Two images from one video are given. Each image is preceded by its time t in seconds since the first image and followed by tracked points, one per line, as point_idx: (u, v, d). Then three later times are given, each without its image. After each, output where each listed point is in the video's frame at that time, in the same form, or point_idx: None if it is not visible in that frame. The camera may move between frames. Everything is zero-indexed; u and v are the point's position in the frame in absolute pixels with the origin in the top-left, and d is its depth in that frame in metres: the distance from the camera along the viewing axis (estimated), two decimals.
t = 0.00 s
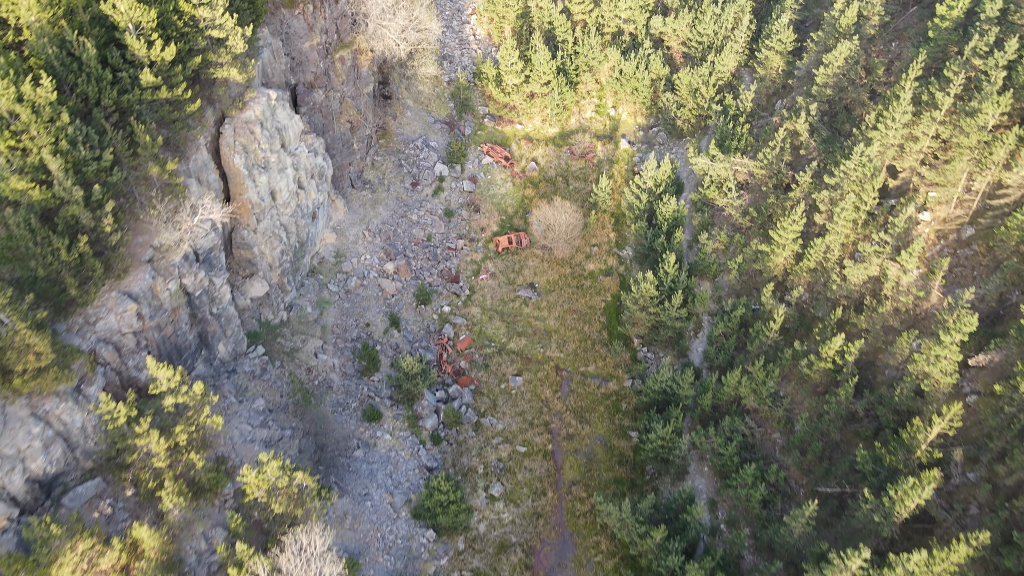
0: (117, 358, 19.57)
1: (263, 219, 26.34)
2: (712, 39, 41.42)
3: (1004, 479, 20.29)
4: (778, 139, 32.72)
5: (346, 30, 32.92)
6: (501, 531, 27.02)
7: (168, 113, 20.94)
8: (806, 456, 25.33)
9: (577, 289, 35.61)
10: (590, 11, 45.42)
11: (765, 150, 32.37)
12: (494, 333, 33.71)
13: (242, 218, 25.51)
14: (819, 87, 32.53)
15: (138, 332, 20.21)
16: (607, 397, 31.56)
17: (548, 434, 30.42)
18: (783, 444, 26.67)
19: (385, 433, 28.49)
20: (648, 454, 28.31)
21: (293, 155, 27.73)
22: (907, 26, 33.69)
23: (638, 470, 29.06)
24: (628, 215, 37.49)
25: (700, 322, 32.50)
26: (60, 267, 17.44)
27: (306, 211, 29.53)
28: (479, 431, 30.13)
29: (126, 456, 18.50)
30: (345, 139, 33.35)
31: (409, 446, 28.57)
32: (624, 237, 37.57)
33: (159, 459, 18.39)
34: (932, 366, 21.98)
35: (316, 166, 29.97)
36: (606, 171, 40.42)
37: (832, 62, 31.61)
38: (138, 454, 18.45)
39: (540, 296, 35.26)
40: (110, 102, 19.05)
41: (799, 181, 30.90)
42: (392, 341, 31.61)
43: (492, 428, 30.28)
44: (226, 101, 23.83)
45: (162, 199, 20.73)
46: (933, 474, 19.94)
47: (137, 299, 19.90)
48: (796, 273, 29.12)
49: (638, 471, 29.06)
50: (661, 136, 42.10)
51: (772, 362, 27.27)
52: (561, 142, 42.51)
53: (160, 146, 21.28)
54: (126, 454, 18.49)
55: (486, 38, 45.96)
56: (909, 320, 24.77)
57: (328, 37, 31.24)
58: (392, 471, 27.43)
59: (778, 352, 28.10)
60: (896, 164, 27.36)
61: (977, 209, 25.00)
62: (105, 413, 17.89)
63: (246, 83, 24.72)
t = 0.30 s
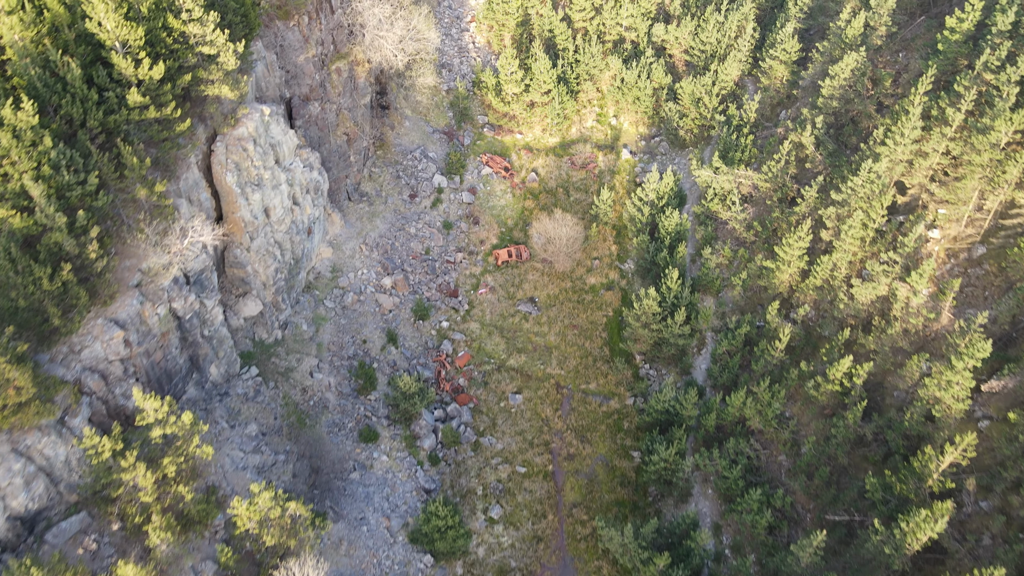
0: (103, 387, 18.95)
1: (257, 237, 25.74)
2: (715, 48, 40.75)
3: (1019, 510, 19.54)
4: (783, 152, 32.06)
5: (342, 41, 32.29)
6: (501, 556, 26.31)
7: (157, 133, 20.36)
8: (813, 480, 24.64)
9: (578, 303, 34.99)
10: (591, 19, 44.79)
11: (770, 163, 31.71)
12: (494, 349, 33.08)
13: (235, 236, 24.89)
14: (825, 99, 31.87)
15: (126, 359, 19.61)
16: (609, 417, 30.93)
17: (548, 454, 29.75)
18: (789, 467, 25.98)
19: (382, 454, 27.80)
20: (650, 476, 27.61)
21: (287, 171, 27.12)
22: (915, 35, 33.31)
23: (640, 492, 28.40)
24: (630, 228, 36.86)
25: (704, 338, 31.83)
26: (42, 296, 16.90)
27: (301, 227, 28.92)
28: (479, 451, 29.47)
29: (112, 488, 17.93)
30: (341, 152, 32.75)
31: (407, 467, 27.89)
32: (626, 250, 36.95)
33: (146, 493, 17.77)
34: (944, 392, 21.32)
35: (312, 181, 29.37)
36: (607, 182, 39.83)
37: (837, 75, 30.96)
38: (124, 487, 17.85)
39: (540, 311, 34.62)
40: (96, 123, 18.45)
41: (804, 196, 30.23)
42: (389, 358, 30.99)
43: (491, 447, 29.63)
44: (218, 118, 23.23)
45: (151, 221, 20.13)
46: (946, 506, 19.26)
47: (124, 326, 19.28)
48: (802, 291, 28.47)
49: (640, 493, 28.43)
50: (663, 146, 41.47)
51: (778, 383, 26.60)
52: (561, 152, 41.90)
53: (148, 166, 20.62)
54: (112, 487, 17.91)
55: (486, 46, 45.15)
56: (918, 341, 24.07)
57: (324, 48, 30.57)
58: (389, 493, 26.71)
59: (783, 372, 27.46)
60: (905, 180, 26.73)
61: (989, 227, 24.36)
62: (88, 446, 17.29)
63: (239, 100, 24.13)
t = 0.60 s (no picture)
0: (88, 417, 18.37)
1: (249, 255, 25.14)
2: (716, 56, 40.20)
3: None
4: (786, 164, 31.50)
5: (338, 51, 31.60)
6: None
7: (144, 154, 19.81)
8: (819, 504, 23.98)
9: (578, 318, 34.41)
10: (591, 26, 44.25)
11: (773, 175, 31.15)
12: (492, 365, 32.47)
13: (227, 255, 24.31)
14: (829, 110, 31.29)
15: (112, 387, 19.04)
16: (609, 435, 30.30)
17: (548, 474, 29.10)
18: (794, 489, 25.33)
19: (378, 475, 27.12)
20: (651, 497, 26.96)
21: (280, 187, 26.51)
22: (920, 45, 32.84)
23: (641, 513, 27.76)
24: (630, 239, 36.30)
25: (706, 354, 31.23)
26: (22, 327, 16.29)
27: (295, 243, 28.32)
28: (476, 471, 28.83)
29: (97, 523, 17.21)
30: (336, 165, 32.16)
31: (404, 489, 27.19)
32: (627, 262, 36.39)
33: (131, 528, 17.07)
34: (953, 417, 20.73)
35: (306, 196, 28.77)
36: (607, 193, 39.30)
37: (841, 85, 30.38)
38: (109, 522, 17.14)
39: (539, 325, 34.03)
40: (79, 145, 17.84)
41: (808, 209, 29.67)
42: (386, 375, 30.39)
43: (489, 467, 28.97)
44: (208, 136, 22.62)
45: (138, 245, 19.57)
46: (958, 536, 18.60)
47: (109, 354, 18.69)
48: (807, 307, 27.88)
49: (641, 514, 27.83)
50: (664, 155, 40.91)
51: (782, 403, 25.98)
52: (560, 162, 41.31)
53: (135, 186, 20.03)
54: (96, 521, 17.20)
55: (484, 54, 44.55)
56: (926, 362, 23.60)
57: (319, 60, 29.96)
58: (385, 516, 26.03)
59: (788, 391, 26.82)
60: (912, 196, 26.17)
61: (999, 246, 24.01)
62: (70, 481, 16.70)
63: (229, 116, 23.55)
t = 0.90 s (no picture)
0: (69, 450, 17.75)
1: (237, 275, 24.52)
2: (714, 63, 39.69)
3: None
4: (785, 175, 31.02)
5: (328, 63, 30.91)
6: None
7: (126, 176, 19.18)
8: (822, 527, 23.46)
9: (575, 332, 33.87)
10: (586, 33, 43.69)
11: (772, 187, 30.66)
12: (488, 382, 31.91)
13: (214, 276, 23.69)
14: (828, 120, 30.81)
15: (94, 418, 18.41)
16: (607, 453, 29.76)
17: (545, 493, 28.53)
18: (796, 510, 24.82)
19: (372, 497, 26.49)
20: (651, 518, 26.41)
21: (270, 204, 25.91)
22: (921, 53, 32.46)
23: (641, 534, 27.23)
24: (628, 251, 35.78)
25: (705, 370, 30.72)
26: None
27: (286, 260, 27.70)
28: (472, 491, 28.22)
29: (78, 563, 16.40)
30: (328, 178, 31.55)
31: (398, 511, 26.55)
32: (624, 274, 35.88)
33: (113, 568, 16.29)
34: (960, 440, 20.26)
35: (296, 212, 28.16)
36: (604, 203, 38.81)
37: (841, 96, 29.89)
38: (90, 562, 16.31)
39: (536, 340, 33.47)
40: (57, 170, 17.20)
41: (808, 222, 29.19)
42: (380, 393, 29.81)
43: (485, 487, 28.36)
44: (193, 155, 22.00)
45: (121, 271, 18.94)
46: (966, 566, 18.07)
47: (90, 385, 18.06)
48: (808, 323, 27.40)
49: (641, 535, 27.33)
50: (661, 164, 40.40)
51: (784, 422, 25.46)
52: (556, 171, 40.75)
53: (118, 210, 19.39)
54: (77, 561, 16.39)
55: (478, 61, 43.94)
56: (930, 381, 23.16)
57: (309, 72, 29.31)
58: (379, 540, 25.44)
59: (789, 409, 26.34)
60: (915, 210, 25.69)
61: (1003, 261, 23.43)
62: (49, 521, 16.01)
63: (216, 134, 22.93)
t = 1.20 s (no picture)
0: (48, 485, 17.12)
1: (225, 295, 23.91)
2: (710, 70, 39.25)
3: None
4: (784, 186, 30.60)
5: (319, 75, 30.30)
6: None
7: (108, 199, 18.54)
8: (825, 549, 23.02)
9: (571, 345, 33.39)
10: (580, 40, 43.16)
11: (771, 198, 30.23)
12: (483, 398, 31.37)
13: (201, 297, 23.07)
14: (828, 131, 30.38)
15: (75, 451, 17.78)
16: (605, 470, 29.26)
17: (542, 512, 28.00)
18: (798, 530, 24.37)
19: (366, 519, 25.85)
20: (651, 539, 25.91)
21: (259, 222, 25.30)
22: (921, 61, 32.06)
23: (641, 554, 26.74)
24: (624, 262, 35.31)
25: (705, 384, 30.27)
26: None
27: (276, 277, 27.09)
28: (468, 512, 27.64)
29: None
30: (319, 192, 30.96)
31: (392, 533, 25.90)
32: (621, 285, 35.41)
33: None
34: (966, 462, 19.86)
35: (287, 228, 27.56)
36: (600, 213, 38.33)
37: (841, 106, 29.46)
38: None
39: (532, 354, 32.94)
40: (35, 195, 16.55)
41: (808, 235, 28.76)
42: (373, 411, 29.24)
43: (481, 507, 27.80)
44: (178, 174, 21.39)
45: (102, 298, 18.31)
46: None
47: (71, 417, 17.45)
48: (808, 338, 26.98)
49: (640, 555, 26.86)
50: (658, 173, 39.94)
51: (785, 441, 25.02)
52: (552, 180, 40.23)
53: (99, 234, 18.76)
54: None
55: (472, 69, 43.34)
56: (935, 399, 22.77)
57: (299, 84, 28.70)
58: (373, 564, 24.85)
59: (790, 427, 25.92)
60: (917, 224, 25.28)
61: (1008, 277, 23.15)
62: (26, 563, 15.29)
63: (202, 152, 22.30)
